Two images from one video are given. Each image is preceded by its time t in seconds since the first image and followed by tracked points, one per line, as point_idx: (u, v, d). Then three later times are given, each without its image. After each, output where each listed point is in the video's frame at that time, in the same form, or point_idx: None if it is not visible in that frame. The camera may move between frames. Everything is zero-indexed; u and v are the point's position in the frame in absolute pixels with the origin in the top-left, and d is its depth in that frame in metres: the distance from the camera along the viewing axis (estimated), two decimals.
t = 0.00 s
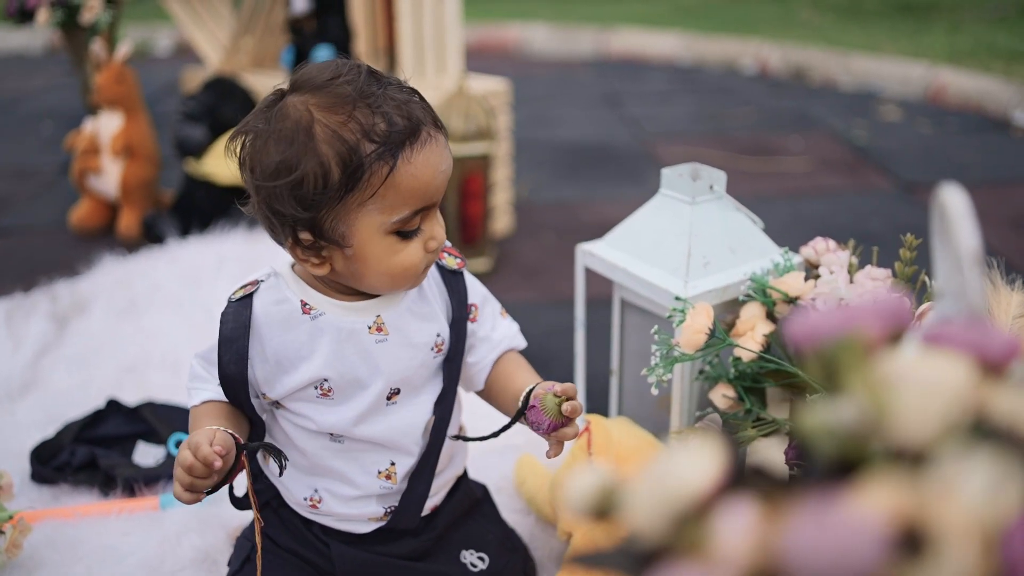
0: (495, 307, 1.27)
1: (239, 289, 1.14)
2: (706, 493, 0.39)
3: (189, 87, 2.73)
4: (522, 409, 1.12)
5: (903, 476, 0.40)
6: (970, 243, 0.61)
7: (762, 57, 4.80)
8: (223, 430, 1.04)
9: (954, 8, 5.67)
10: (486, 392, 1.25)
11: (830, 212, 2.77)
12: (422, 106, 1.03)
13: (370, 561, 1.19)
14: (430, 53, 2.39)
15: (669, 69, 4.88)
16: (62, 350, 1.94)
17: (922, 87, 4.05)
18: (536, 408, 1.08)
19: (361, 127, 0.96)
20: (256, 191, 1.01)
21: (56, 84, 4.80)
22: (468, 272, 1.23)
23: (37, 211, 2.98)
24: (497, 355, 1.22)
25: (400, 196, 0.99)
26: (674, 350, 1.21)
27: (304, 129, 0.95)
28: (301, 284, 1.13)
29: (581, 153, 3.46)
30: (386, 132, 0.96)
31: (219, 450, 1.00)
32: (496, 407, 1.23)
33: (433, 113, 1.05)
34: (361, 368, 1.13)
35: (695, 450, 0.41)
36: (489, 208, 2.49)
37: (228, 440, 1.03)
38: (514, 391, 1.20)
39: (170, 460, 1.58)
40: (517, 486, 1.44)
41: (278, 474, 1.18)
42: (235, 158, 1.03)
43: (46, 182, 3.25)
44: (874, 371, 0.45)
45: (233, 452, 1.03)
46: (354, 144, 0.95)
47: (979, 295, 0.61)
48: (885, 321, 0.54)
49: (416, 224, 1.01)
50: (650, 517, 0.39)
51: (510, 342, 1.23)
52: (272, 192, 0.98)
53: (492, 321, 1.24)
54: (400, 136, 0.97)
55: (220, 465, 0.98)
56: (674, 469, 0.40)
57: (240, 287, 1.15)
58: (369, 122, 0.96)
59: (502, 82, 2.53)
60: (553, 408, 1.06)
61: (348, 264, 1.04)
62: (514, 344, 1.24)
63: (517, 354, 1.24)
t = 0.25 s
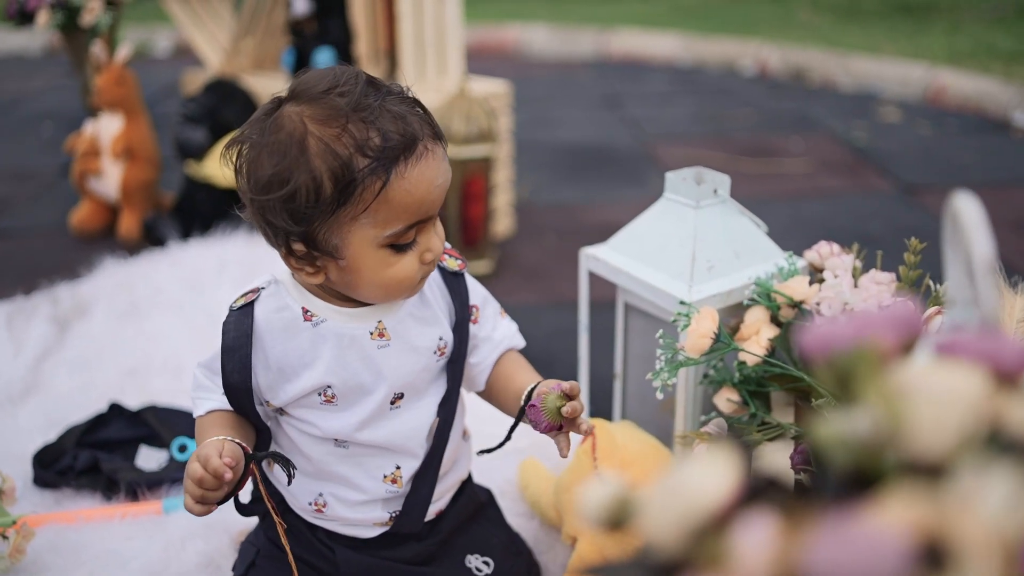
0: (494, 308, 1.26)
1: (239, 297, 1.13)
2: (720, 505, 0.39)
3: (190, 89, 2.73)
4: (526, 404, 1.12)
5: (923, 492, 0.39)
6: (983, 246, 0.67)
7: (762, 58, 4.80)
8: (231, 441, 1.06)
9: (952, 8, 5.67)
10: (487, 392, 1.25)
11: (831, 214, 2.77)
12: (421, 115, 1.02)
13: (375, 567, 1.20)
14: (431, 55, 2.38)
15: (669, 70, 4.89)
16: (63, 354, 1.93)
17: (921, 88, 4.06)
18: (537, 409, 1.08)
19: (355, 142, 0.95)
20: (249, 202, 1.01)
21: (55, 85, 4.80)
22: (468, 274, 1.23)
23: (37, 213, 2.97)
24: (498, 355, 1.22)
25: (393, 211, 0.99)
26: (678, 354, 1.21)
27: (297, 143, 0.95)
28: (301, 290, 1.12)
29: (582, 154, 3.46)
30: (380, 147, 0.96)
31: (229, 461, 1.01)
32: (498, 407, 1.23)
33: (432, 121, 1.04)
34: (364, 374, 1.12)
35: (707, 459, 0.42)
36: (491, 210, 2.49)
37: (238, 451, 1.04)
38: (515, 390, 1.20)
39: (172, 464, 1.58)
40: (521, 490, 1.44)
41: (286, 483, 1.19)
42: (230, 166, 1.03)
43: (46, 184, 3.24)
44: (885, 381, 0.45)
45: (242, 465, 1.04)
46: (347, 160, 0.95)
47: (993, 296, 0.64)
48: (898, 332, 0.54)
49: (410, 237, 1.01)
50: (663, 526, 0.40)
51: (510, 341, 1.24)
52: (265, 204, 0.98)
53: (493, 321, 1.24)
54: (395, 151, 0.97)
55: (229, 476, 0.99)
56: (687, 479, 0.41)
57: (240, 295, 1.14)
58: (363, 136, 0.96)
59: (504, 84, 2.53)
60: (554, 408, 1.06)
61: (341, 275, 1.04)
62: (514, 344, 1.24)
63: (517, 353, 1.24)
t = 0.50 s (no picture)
0: (499, 312, 1.26)
1: (243, 305, 1.14)
2: (741, 518, 0.40)
3: (191, 91, 2.73)
4: (536, 398, 1.12)
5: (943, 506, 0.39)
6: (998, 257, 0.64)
7: (762, 59, 4.81)
8: (237, 450, 1.06)
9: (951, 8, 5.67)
10: (492, 396, 1.24)
11: (832, 216, 2.77)
12: (422, 125, 1.02)
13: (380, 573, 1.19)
14: (432, 57, 2.38)
15: (669, 71, 4.89)
16: (66, 357, 1.93)
17: (922, 88, 4.06)
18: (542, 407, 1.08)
19: (350, 153, 0.95)
20: (247, 210, 1.01)
21: (54, 86, 4.80)
22: (471, 277, 1.22)
23: (38, 215, 2.97)
24: (502, 358, 1.22)
25: (387, 222, 0.98)
26: (685, 358, 1.21)
27: (292, 153, 0.95)
28: (303, 297, 1.13)
29: (583, 156, 3.46)
30: (376, 157, 0.95)
31: (235, 471, 1.01)
32: (502, 410, 1.23)
33: (434, 132, 1.04)
34: (367, 380, 1.12)
35: (729, 468, 0.42)
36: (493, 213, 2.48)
37: (243, 460, 1.04)
38: (520, 391, 1.20)
39: (177, 468, 1.58)
40: (527, 494, 1.44)
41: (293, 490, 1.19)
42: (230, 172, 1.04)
43: (47, 185, 3.24)
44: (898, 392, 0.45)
45: (247, 474, 1.04)
46: (342, 171, 0.95)
47: (1009, 312, 0.63)
48: (918, 342, 0.53)
49: (406, 248, 1.01)
50: (683, 535, 0.40)
51: (512, 342, 1.23)
52: (261, 212, 0.98)
53: (497, 324, 1.24)
54: (391, 161, 0.96)
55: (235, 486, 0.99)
56: (706, 489, 0.41)
57: (244, 303, 1.15)
58: (359, 146, 0.95)
59: (505, 86, 2.53)
60: (559, 406, 1.05)
61: (339, 284, 1.04)
62: (516, 346, 1.24)
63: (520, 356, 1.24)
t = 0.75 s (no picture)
0: (505, 317, 1.26)
1: (247, 310, 1.14)
2: (759, 526, 0.40)
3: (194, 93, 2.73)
4: (537, 399, 1.12)
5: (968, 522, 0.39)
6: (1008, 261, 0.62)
7: (763, 59, 4.81)
8: (241, 454, 1.06)
9: (951, 8, 5.67)
10: (496, 401, 1.24)
11: (834, 217, 2.76)
12: (423, 132, 1.02)
13: None
14: (435, 59, 2.37)
15: (669, 72, 4.89)
16: (69, 359, 1.93)
17: (923, 89, 4.06)
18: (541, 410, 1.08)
19: (348, 158, 0.95)
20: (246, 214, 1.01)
21: (54, 87, 4.80)
22: (476, 283, 1.23)
23: (40, 216, 2.97)
24: (506, 363, 1.22)
25: (384, 228, 0.97)
26: (692, 361, 1.21)
27: (289, 157, 0.95)
28: (307, 302, 1.13)
29: (584, 157, 3.46)
30: (373, 163, 0.95)
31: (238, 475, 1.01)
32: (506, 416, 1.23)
33: (435, 139, 1.03)
34: (370, 385, 1.12)
35: (747, 478, 0.42)
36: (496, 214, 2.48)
37: (247, 465, 1.04)
38: (522, 397, 1.19)
39: (182, 471, 1.58)
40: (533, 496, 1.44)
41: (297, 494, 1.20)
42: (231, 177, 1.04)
43: (48, 187, 3.24)
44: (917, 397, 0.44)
45: (250, 479, 1.04)
46: (338, 176, 0.95)
47: None
48: (936, 348, 0.51)
49: (404, 254, 1.00)
50: (701, 544, 0.40)
51: (518, 347, 1.23)
52: (259, 216, 0.99)
53: (502, 328, 1.24)
54: (389, 168, 0.96)
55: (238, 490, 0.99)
56: (725, 498, 0.41)
57: (248, 308, 1.15)
58: (356, 152, 0.95)
59: (508, 87, 2.52)
60: (559, 410, 1.05)
61: (337, 289, 1.03)
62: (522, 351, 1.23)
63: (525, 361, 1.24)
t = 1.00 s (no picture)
0: (512, 323, 1.26)
1: (252, 313, 1.14)
2: (781, 529, 0.40)
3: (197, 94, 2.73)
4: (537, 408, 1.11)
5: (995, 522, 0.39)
6: None
7: (765, 60, 4.81)
8: (246, 458, 1.06)
9: (952, 8, 5.67)
10: (500, 407, 1.24)
11: (837, 218, 2.76)
12: (425, 137, 1.01)
13: None
14: (439, 60, 2.37)
15: (671, 73, 4.89)
16: (74, 361, 1.93)
17: (925, 89, 4.06)
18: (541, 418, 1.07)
19: (344, 162, 0.94)
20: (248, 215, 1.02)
21: (56, 88, 4.80)
22: (484, 287, 1.22)
23: (43, 218, 2.97)
24: (511, 369, 1.22)
25: (380, 232, 0.96)
26: (699, 363, 1.21)
27: (286, 159, 0.96)
28: (311, 305, 1.13)
29: (587, 158, 3.46)
30: (369, 168, 0.94)
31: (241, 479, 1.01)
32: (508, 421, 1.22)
33: (438, 145, 1.02)
34: (373, 389, 1.12)
35: (768, 481, 0.42)
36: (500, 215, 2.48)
37: (250, 469, 1.04)
38: (525, 405, 1.19)
39: (188, 473, 1.58)
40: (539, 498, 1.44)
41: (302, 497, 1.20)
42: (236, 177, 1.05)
43: (51, 188, 3.24)
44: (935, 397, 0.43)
45: (253, 482, 1.04)
46: (334, 179, 0.94)
47: None
48: (951, 350, 0.46)
49: (402, 259, 0.99)
50: (722, 548, 0.39)
51: (523, 354, 1.23)
52: (258, 217, 1.00)
53: (508, 335, 1.24)
54: (385, 172, 0.95)
55: (240, 493, 0.98)
56: (746, 503, 0.40)
57: (254, 311, 1.15)
58: (353, 155, 0.95)
59: (511, 88, 2.52)
60: (559, 418, 1.04)
61: (337, 292, 1.03)
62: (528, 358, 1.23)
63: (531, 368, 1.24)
